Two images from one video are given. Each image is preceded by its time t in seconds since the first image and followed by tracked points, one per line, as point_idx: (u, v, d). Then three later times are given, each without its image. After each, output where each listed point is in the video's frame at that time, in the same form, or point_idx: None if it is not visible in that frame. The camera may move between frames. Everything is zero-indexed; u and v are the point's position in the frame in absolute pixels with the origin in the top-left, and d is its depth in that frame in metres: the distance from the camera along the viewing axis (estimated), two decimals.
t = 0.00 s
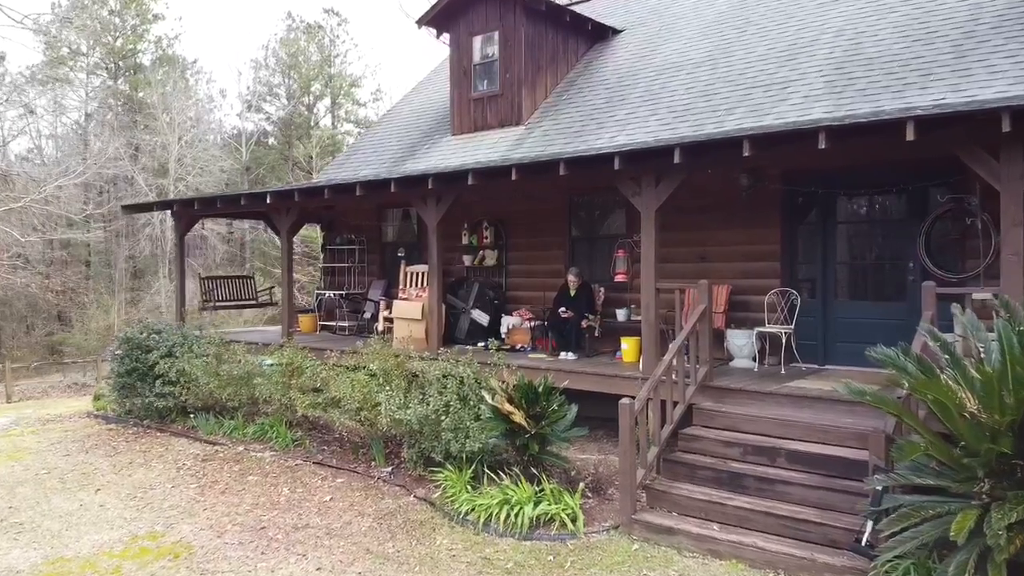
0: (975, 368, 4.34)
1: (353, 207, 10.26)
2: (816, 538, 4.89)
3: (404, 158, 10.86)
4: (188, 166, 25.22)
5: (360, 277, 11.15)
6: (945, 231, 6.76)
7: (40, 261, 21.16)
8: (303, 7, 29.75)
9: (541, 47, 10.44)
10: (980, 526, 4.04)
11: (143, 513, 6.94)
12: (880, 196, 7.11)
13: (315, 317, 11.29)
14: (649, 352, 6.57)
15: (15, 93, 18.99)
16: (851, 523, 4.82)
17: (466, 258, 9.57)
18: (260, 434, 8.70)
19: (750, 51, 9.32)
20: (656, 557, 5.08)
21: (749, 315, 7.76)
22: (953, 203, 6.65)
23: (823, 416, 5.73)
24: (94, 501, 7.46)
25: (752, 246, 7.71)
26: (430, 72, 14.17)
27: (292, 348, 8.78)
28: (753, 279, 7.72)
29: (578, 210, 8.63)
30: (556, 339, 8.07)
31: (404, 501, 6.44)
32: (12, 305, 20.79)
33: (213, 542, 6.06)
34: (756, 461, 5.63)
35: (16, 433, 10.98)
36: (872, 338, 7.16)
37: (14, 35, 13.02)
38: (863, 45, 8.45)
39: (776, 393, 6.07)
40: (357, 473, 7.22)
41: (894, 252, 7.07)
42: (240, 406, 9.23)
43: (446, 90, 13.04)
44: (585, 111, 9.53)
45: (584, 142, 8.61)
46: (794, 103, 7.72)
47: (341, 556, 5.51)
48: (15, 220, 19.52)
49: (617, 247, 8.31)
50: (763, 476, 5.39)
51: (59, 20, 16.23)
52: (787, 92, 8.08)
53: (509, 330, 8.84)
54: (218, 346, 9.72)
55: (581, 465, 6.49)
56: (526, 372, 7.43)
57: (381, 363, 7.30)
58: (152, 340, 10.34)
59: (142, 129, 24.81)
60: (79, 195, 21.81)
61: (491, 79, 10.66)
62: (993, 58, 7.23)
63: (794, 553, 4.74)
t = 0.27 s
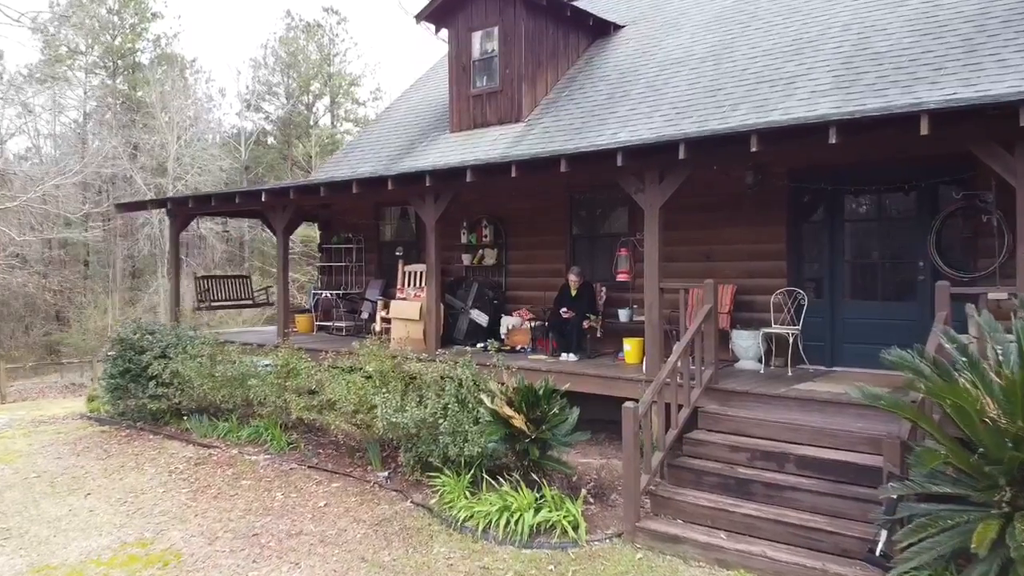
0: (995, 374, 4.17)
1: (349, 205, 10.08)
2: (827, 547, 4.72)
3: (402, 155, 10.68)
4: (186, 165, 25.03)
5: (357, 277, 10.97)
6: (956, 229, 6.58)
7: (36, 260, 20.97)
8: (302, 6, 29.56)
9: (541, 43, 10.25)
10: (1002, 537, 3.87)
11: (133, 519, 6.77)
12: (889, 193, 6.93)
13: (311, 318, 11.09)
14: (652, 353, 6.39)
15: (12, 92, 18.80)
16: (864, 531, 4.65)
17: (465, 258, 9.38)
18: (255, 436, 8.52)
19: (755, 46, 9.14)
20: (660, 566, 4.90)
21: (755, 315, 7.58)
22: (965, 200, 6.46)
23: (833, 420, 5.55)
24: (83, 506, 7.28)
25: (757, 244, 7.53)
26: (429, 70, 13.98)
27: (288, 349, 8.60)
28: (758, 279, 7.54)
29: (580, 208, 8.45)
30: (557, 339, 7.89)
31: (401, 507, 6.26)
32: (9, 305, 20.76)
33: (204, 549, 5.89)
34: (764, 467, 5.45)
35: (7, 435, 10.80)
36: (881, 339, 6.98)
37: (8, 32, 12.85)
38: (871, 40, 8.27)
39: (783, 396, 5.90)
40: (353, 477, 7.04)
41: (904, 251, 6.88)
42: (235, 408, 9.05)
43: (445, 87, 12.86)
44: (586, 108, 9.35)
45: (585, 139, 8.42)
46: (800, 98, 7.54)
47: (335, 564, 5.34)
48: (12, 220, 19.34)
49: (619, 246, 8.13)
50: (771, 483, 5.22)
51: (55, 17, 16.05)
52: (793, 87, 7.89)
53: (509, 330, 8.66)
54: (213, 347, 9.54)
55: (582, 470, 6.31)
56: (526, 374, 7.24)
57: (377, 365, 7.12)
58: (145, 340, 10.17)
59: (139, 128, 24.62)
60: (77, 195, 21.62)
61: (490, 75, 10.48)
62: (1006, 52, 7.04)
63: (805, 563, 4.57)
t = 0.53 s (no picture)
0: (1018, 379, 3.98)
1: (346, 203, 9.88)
2: (839, 558, 4.52)
3: (400, 152, 10.48)
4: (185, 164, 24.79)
5: (354, 277, 10.76)
6: (970, 227, 6.37)
7: (32, 260, 20.75)
8: (301, 4, 29.32)
9: (541, 37, 10.05)
10: None
11: (120, 526, 6.56)
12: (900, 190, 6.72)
13: (307, 318, 10.88)
14: (657, 355, 6.19)
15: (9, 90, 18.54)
16: (878, 542, 4.45)
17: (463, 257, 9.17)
18: (248, 440, 8.32)
19: (759, 40, 8.94)
20: None
21: (761, 316, 7.37)
22: (979, 196, 6.26)
23: (844, 425, 5.35)
24: (70, 513, 7.07)
25: (763, 243, 7.33)
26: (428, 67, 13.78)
27: (283, 351, 8.40)
28: (764, 279, 7.34)
29: (581, 206, 8.25)
30: (558, 341, 7.68)
31: (396, 515, 6.05)
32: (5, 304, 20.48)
33: (192, 558, 5.68)
34: (773, 474, 5.25)
35: None
36: (892, 340, 6.77)
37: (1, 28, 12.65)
38: (879, 33, 8.07)
39: (792, 399, 5.69)
40: (347, 483, 6.83)
41: (915, 249, 6.67)
42: (228, 410, 8.84)
43: (443, 83, 12.65)
44: (587, 104, 9.14)
45: (586, 135, 8.22)
46: (807, 92, 7.34)
47: None
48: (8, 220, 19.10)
49: (621, 245, 7.92)
50: (780, 490, 5.01)
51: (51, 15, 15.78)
52: (800, 81, 7.69)
53: (508, 332, 8.47)
54: (206, 348, 9.33)
55: (584, 476, 6.11)
56: (526, 376, 7.03)
57: (372, 367, 6.92)
58: (138, 342, 9.96)
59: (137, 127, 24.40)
60: (74, 194, 21.41)
61: (489, 70, 10.28)
62: (1020, 45, 6.83)
63: None
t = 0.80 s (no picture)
0: None
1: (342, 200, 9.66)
2: (855, 573, 4.30)
3: (397, 149, 10.26)
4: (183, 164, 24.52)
5: (350, 276, 10.55)
6: (985, 225, 6.16)
7: (28, 260, 20.48)
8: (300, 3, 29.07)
9: (541, 32, 9.83)
10: None
11: (107, 535, 6.34)
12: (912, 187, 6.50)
13: (303, 318, 10.66)
14: (661, 357, 5.95)
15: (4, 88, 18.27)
16: (896, 556, 4.23)
17: (461, 256, 8.93)
18: (240, 444, 8.10)
19: (765, 34, 8.73)
20: None
21: (768, 317, 7.16)
22: (995, 194, 6.04)
23: (858, 431, 5.14)
24: (56, 520, 6.84)
25: (771, 242, 7.10)
26: (426, 62, 13.55)
27: (276, 352, 8.18)
28: (772, 279, 7.12)
29: (582, 204, 8.03)
30: (559, 342, 7.46)
31: (391, 523, 5.83)
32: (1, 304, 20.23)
33: (179, 570, 5.45)
34: (783, 482, 5.03)
35: None
36: (903, 343, 6.56)
37: None
38: (888, 26, 7.85)
39: (803, 403, 5.48)
40: (341, 489, 6.61)
41: (928, 248, 6.46)
42: (220, 413, 8.62)
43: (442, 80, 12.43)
44: (589, 99, 8.93)
45: (588, 130, 8.00)
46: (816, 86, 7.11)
47: None
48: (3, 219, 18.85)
49: (624, 244, 7.70)
50: (791, 500, 4.80)
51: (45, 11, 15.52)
52: (808, 75, 7.47)
53: (508, 333, 8.25)
54: (198, 350, 9.11)
55: (585, 483, 5.89)
56: (526, 379, 6.81)
57: (367, 370, 6.67)
58: (129, 343, 9.74)
59: (134, 125, 24.15)
60: (70, 193, 21.15)
61: (489, 65, 10.06)
62: None
63: None
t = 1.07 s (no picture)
0: None
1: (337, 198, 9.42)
2: None
3: (394, 146, 10.02)
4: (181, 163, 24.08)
5: (346, 276, 10.31)
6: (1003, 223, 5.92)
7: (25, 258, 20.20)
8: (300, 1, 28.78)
9: (542, 26, 9.59)
10: None
11: (90, 544, 6.11)
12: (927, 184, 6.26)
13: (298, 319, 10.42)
14: (667, 360, 5.71)
15: None
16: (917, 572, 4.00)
17: (460, 254, 8.67)
18: (232, 449, 7.87)
19: (772, 27, 8.49)
20: None
21: (776, 318, 6.93)
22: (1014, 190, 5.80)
23: (873, 438, 4.91)
24: (39, 529, 6.61)
25: (780, 240, 6.86)
26: (424, 58, 13.30)
27: (269, 354, 7.95)
28: (780, 279, 6.88)
29: (584, 202, 7.79)
30: (560, 344, 7.22)
31: (385, 533, 5.59)
32: None
33: None
34: (795, 491, 4.81)
35: None
36: (917, 345, 6.32)
37: None
38: (900, 18, 7.61)
39: (815, 409, 5.25)
40: (334, 497, 6.38)
41: (942, 247, 6.22)
42: (211, 417, 8.39)
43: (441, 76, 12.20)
44: (590, 94, 8.69)
45: (590, 126, 7.76)
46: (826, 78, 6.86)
47: None
48: None
49: (627, 242, 7.46)
50: (805, 511, 4.56)
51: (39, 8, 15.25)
52: (817, 68, 7.23)
53: (508, 333, 8.06)
54: (189, 351, 8.88)
55: (587, 491, 5.66)
56: (525, 381, 6.57)
57: (361, 373, 6.40)
58: (119, 344, 9.52)
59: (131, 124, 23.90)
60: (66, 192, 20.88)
61: (488, 60, 9.83)
62: None
63: None
